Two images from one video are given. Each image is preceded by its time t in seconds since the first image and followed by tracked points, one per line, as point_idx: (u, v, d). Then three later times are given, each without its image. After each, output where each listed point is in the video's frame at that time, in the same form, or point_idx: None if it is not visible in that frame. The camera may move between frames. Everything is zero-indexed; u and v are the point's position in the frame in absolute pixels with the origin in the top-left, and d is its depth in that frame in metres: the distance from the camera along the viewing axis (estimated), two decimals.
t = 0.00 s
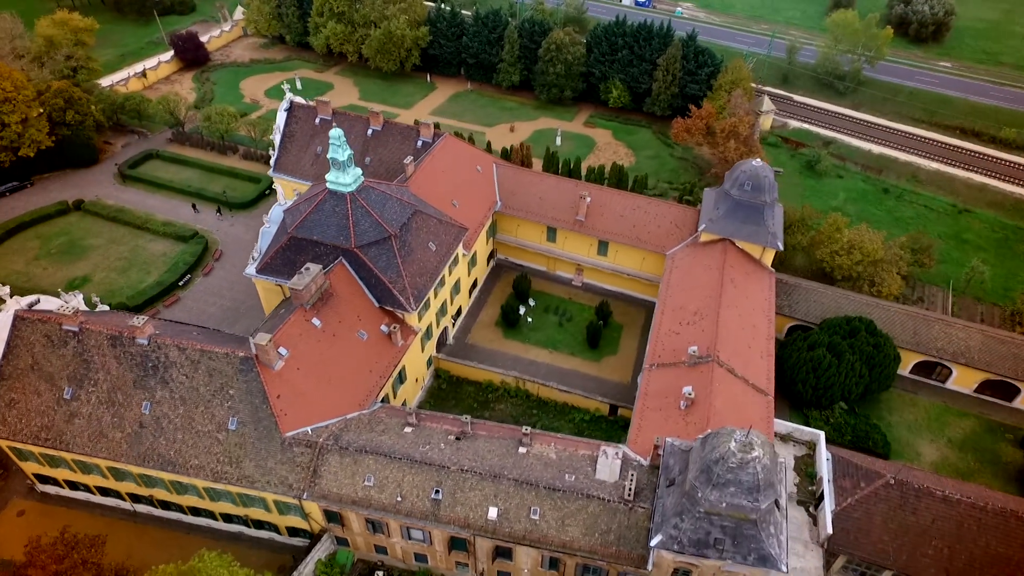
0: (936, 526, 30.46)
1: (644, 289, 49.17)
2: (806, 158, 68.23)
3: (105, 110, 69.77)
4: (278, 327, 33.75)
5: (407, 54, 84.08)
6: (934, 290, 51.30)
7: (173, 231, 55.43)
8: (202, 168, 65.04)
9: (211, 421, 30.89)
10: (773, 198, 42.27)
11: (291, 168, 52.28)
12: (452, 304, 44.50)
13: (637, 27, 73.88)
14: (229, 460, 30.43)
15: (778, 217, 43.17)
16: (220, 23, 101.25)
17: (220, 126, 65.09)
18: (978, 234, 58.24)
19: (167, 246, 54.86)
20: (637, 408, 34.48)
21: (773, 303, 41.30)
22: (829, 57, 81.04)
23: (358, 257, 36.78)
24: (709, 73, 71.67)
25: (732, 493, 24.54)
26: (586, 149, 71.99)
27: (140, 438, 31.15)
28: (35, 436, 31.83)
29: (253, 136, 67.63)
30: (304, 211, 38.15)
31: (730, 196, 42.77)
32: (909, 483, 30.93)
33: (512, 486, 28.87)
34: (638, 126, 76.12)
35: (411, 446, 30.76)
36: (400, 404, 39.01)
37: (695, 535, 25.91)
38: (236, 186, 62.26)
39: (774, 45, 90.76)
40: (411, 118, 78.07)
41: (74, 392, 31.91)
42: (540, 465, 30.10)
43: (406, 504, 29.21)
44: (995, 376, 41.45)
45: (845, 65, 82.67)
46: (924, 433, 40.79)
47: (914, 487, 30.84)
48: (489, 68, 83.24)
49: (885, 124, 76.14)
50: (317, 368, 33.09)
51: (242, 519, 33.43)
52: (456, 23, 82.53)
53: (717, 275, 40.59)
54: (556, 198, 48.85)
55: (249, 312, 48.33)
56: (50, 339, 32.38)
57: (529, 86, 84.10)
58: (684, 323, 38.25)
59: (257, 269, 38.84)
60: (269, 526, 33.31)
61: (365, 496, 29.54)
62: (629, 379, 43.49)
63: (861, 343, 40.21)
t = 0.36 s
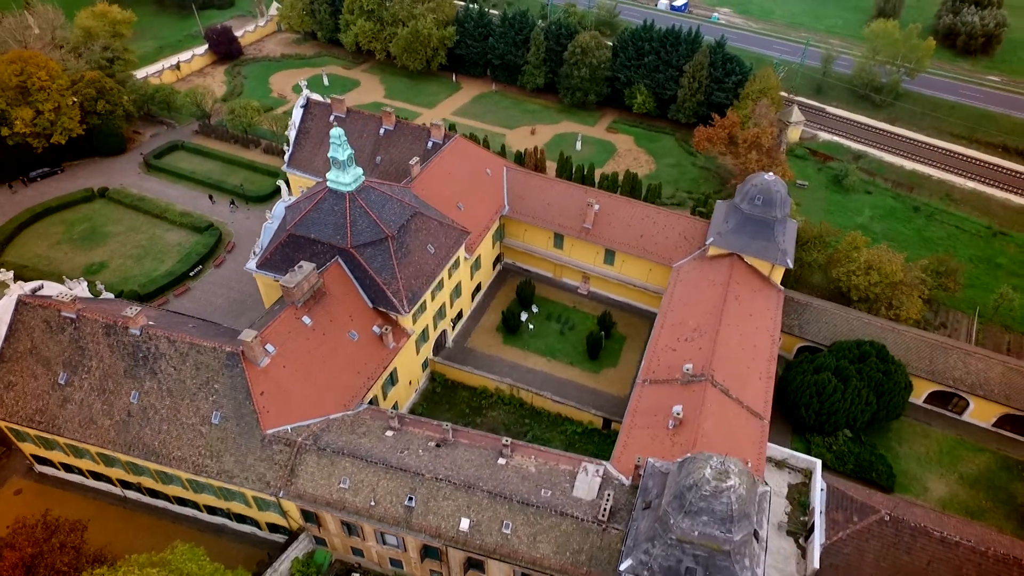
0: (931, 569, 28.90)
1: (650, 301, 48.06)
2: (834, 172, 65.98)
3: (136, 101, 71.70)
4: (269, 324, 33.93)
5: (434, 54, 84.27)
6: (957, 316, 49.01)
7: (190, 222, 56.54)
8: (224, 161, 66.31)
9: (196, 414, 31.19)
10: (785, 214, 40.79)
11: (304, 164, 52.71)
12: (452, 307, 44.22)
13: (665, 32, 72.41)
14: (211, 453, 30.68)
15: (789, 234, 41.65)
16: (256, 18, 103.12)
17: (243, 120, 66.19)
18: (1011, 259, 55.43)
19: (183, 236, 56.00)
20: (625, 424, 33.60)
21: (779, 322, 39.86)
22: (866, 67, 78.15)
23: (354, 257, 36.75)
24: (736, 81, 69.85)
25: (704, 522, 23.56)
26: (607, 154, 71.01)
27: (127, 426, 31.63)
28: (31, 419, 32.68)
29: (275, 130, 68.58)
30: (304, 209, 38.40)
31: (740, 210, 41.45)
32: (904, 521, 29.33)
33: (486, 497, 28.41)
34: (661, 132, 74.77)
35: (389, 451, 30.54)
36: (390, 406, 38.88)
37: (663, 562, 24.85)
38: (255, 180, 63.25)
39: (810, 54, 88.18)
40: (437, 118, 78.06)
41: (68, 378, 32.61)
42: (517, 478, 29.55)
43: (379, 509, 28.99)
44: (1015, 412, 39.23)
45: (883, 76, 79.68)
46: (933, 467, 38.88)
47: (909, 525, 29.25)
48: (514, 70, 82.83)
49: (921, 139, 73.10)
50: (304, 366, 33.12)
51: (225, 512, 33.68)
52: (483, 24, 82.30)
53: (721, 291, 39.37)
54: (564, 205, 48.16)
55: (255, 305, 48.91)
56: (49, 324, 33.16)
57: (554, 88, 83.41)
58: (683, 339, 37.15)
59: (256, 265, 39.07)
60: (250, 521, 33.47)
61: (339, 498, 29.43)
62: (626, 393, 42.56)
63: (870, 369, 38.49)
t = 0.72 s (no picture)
0: None
1: (655, 313, 46.96)
2: (861, 188, 63.60)
3: (166, 92, 73.42)
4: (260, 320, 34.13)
5: (460, 54, 84.22)
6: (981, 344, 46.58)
7: (206, 214, 57.60)
8: (245, 154, 67.44)
9: (181, 406, 31.56)
10: (795, 231, 39.29)
11: (317, 161, 53.11)
12: (450, 310, 43.94)
13: (692, 37, 70.79)
14: (193, 446, 30.99)
15: (799, 251, 40.13)
16: (291, 13, 104.67)
17: (265, 115, 67.14)
18: None
19: (199, 227, 57.08)
20: (611, 440, 32.78)
21: (783, 342, 38.41)
22: (905, 78, 75.02)
23: (349, 256, 36.77)
24: (763, 90, 67.90)
25: (670, 550, 22.59)
26: (626, 160, 69.88)
27: (116, 414, 32.20)
28: (28, 401, 33.56)
29: (296, 125, 69.38)
30: (304, 206, 38.70)
31: (748, 224, 40.12)
32: (894, 560, 29.63)
33: (458, 508, 27.99)
34: (684, 140, 73.23)
35: (367, 454, 30.37)
36: (381, 407, 38.80)
37: None
38: (274, 174, 64.10)
39: (847, 64, 85.25)
40: (458, 118, 77.94)
41: (64, 363, 33.37)
42: (491, 490, 29.05)
43: (352, 513, 28.85)
44: None
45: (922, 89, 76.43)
46: (940, 502, 37.03)
47: (899, 564, 29.53)
48: (539, 72, 82.21)
49: (959, 156, 69.86)
50: (291, 364, 33.23)
51: (209, 504, 34.00)
52: (510, 25, 81.83)
53: (723, 307, 38.09)
54: (571, 211, 47.43)
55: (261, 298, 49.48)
56: (49, 310, 34.00)
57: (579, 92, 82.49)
58: (679, 355, 36.05)
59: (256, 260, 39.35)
60: (233, 514, 33.73)
61: (314, 499, 29.41)
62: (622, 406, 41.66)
63: (876, 396, 36.81)
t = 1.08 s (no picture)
0: None
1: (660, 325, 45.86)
2: (891, 205, 61.06)
3: (197, 85, 75.06)
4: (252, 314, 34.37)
5: (487, 54, 83.99)
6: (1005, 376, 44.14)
7: (224, 206, 58.61)
8: (268, 148, 68.48)
9: (169, 396, 31.99)
10: (805, 248, 37.80)
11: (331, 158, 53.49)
12: (450, 313, 43.67)
13: (722, 44, 69.03)
14: (178, 436, 31.37)
15: (809, 270, 38.60)
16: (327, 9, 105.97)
17: (289, 110, 68.03)
18: None
19: (217, 219, 58.14)
20: (596, 455, 31.99)
21: (786, 364, 37.01)
22: (946, 92, 71.67)
23: (345, 255, 36.81)
24: (793, 100, 65.75)
25: None
26: (647, 167, 68.59)
27: (108, 401, 32.82)
28: (28, 382, 34.51)
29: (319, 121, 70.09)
30: (305, 204, 38.97)
31: (756, 240, 38.76)
32: None
33: (429, 516, 27.65)
34: (709, 149, 71.53)
35: (345, 455, 30.26)
36: (372, 407, 38.73)
37: None
38: (294, 168, 64.89)
39: (887, 76, 82.07)
40: (481, 118, 77.73)
41: (64, 348, 34.19)
42: (465, 500, 28.60)
43: (325, 513, 28.79)
44: None
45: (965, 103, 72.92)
46: (945, 541, 35.19)
47: None
48: (566, 75, 81.40)
49: (1001, 175, 66.41)
50: (279, 360, 33.39)
51: (195, 494, 34.37)
52: (538, 26, 81.16)
53: (724, 325, 36.84)
54: (579, 218, 46.67)
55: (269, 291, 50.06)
56: (53, 295, 34.88)
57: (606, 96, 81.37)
58: (674, 372, 35.00)
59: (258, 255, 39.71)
60: (217, 506, 34.03)
61: (290, 497, 29.45)
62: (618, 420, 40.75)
63: (882, 425, 35.13)
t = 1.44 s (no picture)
0: None
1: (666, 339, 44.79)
2: (924, 226, 58.34)
3: (231, 77, 76.68)
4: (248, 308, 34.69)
5: (518, 55, 83.54)
6: None
7: (245, 197, 59.69)
8: (294, 142, 69.51)
9: (162, 385, 32.54)
10: (816, 268, 36.20)
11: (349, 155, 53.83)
12: (452, 316, 43.44)
13: (755, 52, 67.03)
14: (168, 425, 31.88)
15: (820, 291, 37.01)
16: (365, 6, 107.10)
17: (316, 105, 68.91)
18: None
19: (238, 210, 59.29)
20: (580, 470, 31.26)
21: (789, 389, 35.63)
22: (995, 109, 68.06)
23: (344, 254, 36.88)
24: (826, 112, 63.40)
25: None
26: (671, 176, 67.15)
27: (106, 385, 33.59)
28: (35, 363, 35.63)
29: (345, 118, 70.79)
30: (310, 200, 39.24)
31: (766, 258, 37.25)
32: None
33: (400, 522, 27.39)
34: (737, 159, 69.63)
35: (325, 454, 30.24)
36: (366, 406, 38.77)
37: None
38: (316, 163, 65.67)
39: (932, 90, 78.54)
40: (507, 119, 77.38)
41: (68, 332, 35.15)
42: (439, 508, 28.25)
43: (301, 512, 28.86)
44: None
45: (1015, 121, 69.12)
46: None
47: None
48: (595, 79, 80.36)
49: None
50: (271, 355, 33.61)
51: (185, 482, 34.93)
52: (570, 29, 80.28)
53: (725, 344, 35.55)
54: (588, 226, 45.85)
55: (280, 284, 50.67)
56: (61, 279, 35.89)
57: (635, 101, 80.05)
58: (668, 391, 33.93)
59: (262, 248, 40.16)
60: (205, 495, 34.48)
61: (268, 493, 29.60)
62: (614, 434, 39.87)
63: (887, 458, 33.41)
